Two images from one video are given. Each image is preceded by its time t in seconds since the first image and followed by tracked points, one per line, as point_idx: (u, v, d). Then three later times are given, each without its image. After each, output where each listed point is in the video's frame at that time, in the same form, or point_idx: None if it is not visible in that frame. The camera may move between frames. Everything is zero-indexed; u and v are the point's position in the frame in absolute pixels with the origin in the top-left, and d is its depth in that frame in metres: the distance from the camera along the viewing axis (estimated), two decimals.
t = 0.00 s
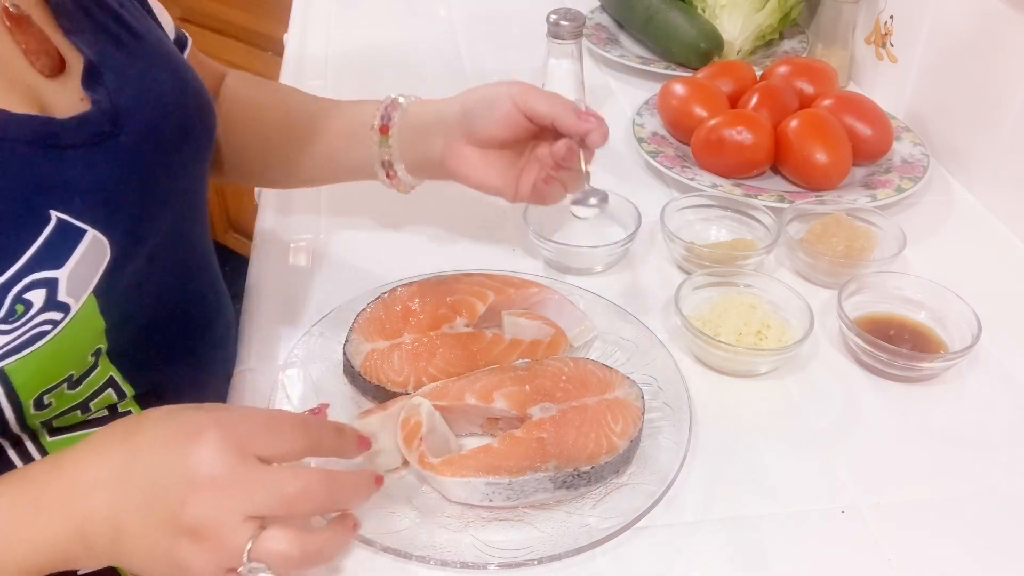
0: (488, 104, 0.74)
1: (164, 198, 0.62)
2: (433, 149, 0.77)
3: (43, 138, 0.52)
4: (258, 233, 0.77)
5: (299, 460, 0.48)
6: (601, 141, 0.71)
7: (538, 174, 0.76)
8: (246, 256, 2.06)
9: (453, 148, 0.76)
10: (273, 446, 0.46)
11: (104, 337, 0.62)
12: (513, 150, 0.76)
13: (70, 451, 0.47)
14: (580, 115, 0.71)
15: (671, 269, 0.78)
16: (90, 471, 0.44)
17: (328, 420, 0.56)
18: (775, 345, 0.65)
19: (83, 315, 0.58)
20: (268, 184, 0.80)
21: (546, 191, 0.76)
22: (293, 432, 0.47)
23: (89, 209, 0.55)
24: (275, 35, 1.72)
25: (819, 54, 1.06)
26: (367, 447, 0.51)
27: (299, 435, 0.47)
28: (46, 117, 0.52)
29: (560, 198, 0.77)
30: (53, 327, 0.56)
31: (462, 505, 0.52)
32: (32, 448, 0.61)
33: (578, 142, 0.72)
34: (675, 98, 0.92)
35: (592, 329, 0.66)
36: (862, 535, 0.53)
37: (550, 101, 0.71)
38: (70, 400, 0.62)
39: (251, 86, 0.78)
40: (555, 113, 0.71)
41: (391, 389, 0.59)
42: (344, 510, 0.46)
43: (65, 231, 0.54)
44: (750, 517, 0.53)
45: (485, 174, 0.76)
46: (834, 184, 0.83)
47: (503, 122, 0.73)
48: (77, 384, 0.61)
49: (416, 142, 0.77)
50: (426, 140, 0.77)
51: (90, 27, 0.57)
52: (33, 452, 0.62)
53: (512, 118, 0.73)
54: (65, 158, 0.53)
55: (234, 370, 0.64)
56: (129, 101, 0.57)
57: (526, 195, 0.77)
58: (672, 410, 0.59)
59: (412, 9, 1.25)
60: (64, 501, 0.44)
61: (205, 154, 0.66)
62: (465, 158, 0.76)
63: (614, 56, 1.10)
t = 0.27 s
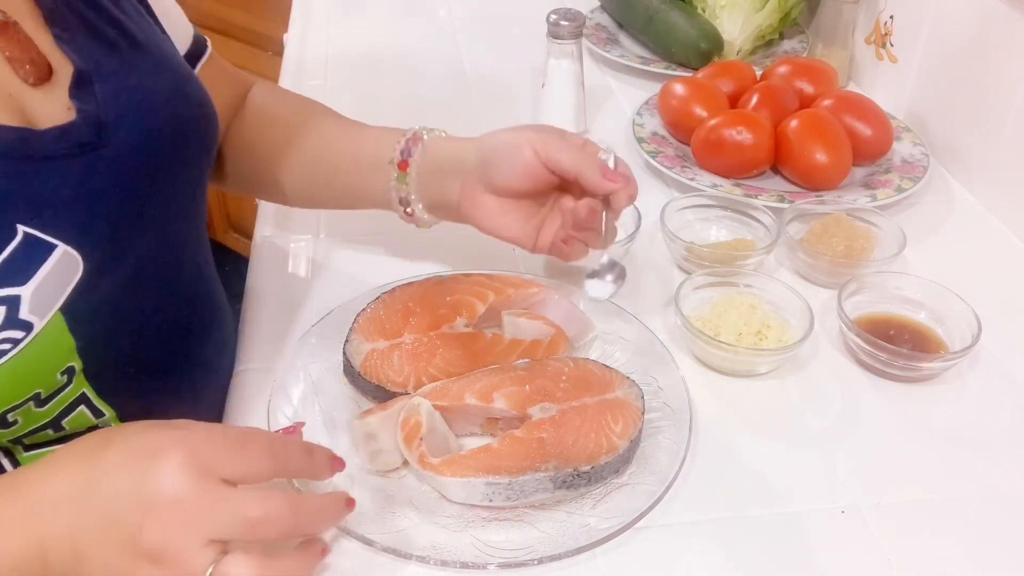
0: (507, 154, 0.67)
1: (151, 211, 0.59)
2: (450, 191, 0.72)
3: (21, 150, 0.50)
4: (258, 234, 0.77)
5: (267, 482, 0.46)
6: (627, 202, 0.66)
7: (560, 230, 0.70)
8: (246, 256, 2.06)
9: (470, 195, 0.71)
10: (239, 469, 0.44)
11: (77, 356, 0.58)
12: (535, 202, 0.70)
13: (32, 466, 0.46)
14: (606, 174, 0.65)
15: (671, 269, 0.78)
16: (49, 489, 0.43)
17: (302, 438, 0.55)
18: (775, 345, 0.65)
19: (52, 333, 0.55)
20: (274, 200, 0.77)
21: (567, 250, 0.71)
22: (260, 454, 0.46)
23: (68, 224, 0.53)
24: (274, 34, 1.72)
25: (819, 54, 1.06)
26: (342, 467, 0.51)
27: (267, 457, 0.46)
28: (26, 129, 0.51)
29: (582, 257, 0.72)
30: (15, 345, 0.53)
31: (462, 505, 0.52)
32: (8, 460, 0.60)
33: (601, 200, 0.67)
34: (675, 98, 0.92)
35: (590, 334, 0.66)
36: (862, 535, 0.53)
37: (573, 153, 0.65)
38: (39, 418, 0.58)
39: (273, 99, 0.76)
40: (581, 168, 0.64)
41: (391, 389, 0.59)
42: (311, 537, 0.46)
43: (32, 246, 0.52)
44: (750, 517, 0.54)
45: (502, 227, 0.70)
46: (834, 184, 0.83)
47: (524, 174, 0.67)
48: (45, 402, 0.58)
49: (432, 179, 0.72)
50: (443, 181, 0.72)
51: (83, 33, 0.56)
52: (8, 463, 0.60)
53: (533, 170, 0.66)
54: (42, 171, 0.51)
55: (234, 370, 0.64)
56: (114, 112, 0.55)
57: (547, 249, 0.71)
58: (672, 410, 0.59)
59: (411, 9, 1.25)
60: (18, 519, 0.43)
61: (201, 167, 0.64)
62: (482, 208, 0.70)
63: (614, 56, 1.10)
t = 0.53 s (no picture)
0: (505, 175, 0.67)
1: (148, 219, 0.59)
2: (449, 210, 0.72)
3: (14, 159, 0.51)
4: (258, 236, 0.77)
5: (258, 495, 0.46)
6: (629, 226, 0.64)
7: (560, 252, 0.70)
8: (245, 256, 2.06)
9: (469, 216, 0.71)
10: (230, 483, 0.44)
11: (70, 367, 0.57)
12: (535, 223, 0.70)
13: (23, 475, 0.45)
14: (608, 197, 0.63)
15: (671, 269, 0.78)
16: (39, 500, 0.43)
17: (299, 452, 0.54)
18: (775, 344, 0.65)
19: (43, 346, 0.54)
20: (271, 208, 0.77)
21: (566, 273, 0.69)
22: (252, 467, 0.45)
23: (61, 234, 0.53)
24: (273, 34, 1.71)
25: (819, 54, 1.06)
26: (335, 479, 0.51)
27: (258, 470, 0.45)
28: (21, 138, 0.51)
29: (583, 279, 0.69)
30: (3, 357, 0.52)
31: (463, 505, 0.52)
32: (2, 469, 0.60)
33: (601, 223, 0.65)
34: (675, 98, 0.92)
35: (595, 332, 0.65)
36: (862, 535, 0.53)
37: (572, 174, 0.64)
38: (29, 431, 0.58)
39: (274, 107, 0.76)
40: (579, 191, 0.63)
41: (392, 389, 0.59)
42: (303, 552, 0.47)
43: (23, 256, 0.52)
44: (750, 517, 0.53)
45: (503, 248, 0.71)
46: (834, 184, 0.83)
47: (523, 196, 0.67)
48: (36, 415, 0.57)
49: (429, 196, 0.72)
50: (442, 199, 0.72)
51: (82, 39, 0.55)
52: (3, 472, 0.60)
53: (532, 191, 0.66)
54: (36, 180, 0.52)
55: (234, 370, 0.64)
56: (109, 120, 0.55)
57: (548, 270, 0.71)
58: (672, 411, 0.59)
59: (411, 9, 1.25)
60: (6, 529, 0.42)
61: (199, 172, 0.64)
62: (482, 229, 0.71)
63: (614, 56, 1.10)
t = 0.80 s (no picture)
0: (512, 179, 0.67)
1: (149, 220, 0.59)
2: (456, 213, 0.72)
3: (13, 165, 0.50)
4: (258, 237, 0.77)
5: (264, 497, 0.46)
6: (636, 231, 0.65)
7: (568, 255, 0.70)
8: (246, 256, 2.06)
9: (475, 219, 0.71)
10: (235, 484, 0.44)
11: (71, 374, 0.57)
12: (542, 226, 0.70)
13: (28, 481, 0.46)
14: (615, 202, 0.63)
15: (671, 269, 0.78)
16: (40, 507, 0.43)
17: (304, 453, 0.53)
18: (775, 344, 0.65)
19: (44, 352, 0.54)
20: (270, 208, 0.77)
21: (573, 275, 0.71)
22: (258, 470, 0.45)
23: (60, 239, 0.53)
24: (273, 34, 1.71)
25: (819, 54, 1.06)
26: (342, 479, 0.51)
27: (264, 473, 0.45)
28: (20, 143, 0.51)
29: (589, 282, 0.71)
30: (5, 364, 0.52)
31: (463, 505, 0.52)
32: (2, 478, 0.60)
33: (608, 227, 0.67)
34: (675, 98, 0.92)
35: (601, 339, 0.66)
36: (862, 535, 0.53)
37: (579, 179, 0.64)
38: (31, 438, 0.58)
39: (277, 109, 0.76)
40: (586, 196, 0.64)
41: (392, 389, 0.59)
42: (311, 554, 0.47)
43: (23, 263, 0.52)
44: (750, 517, 0.53)
45: (510, 251, 0.71)
46: (834, 184, 0.83)
47: (529, 200, 0.67)
48: (37, 421, 0.57)
49: (436, 199, 0.73)
50: (448, 203, 0.72)
51: (80, 43, 0.55)
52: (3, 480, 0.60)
53: (539, 196, 0.66)
54: (35, 184, 0.51)
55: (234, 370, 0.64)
56: (110, 123, 0.55)
57: (556, 272, 0.71)
58: (672, 411, 0.59)
59: (412, 9, 1.25)
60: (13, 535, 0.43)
61: (198, 175, 0.64)
62: (489, 232, 0.71)
63: (614, 56, 1.10)
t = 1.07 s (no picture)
0: (506, 179, 0.68)
1: (148, 223, 0.59)
2: (451, 212, 0.73)
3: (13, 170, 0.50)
4: (258, 237, 0.77)
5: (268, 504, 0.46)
6: (629, 230, 0.65)
7: (563, 253, 0.71)
8: (246, 256, 2.06)
9: (471, 219, 0.72)
10: (240, 493, 0.44)
11: (70, 381, 0.57)
12: (537, 225, 0.71)
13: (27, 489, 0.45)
14: (607, 202, 0.64)
15: (671, 269, 0.78)
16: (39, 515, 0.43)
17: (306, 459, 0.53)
18: (775, 345, 0.65)
19: (43, 357, 0.54)
20: (270, 207, 0.77)
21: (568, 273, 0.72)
22: (263, 477, 0.45)
23: (60, 244, 0.53)
24: (274, 34, 1.72)
25: (819, 54, 1.06)
26: (344, 488, 0.51)
27: (268, 481, 0.45)
28: (18, 149, 0.51)
29: (585, 280, 0.73)
30: (4, 371, 0.52)
31: (463, 505, 0.52)
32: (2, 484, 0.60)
33: (602, 227, 0.66)
34: (675, 98, 0.92)
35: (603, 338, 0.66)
36: (862, 535, 0.53)
37: (572, 179, 0.65)
38: (30, 444, 0.58)
39: (277, 106, 0.76)
40: (579, 196, 0.64)
41: (392, 389, 0.59)
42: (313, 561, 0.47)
43: (22, 269, 0.51)
44: (750, 517, 0.53)
45: (506, 250, 0.72)
46: (834, 184, 0.83)
47: (524, 199, 0.67)
48: (36, 427, 0.57)
49: (432, 199, 0.73)
50: (444, 202, 0.72)
51: (78, 47, 0.55)
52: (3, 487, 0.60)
53: (533, 195, 0.67)
54: (34, 190, 0.51)
55: (234, 371, 0.64)
56: (108, 127, 0.55)
57: (551, 270, 0.73)
58: (672, 410, 0.59)
59: (412, 10, 1.25)
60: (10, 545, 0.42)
61: (196, 179, 0.64)
62: (485, 232, 0.71)
63: (614, 56, 1.10)
